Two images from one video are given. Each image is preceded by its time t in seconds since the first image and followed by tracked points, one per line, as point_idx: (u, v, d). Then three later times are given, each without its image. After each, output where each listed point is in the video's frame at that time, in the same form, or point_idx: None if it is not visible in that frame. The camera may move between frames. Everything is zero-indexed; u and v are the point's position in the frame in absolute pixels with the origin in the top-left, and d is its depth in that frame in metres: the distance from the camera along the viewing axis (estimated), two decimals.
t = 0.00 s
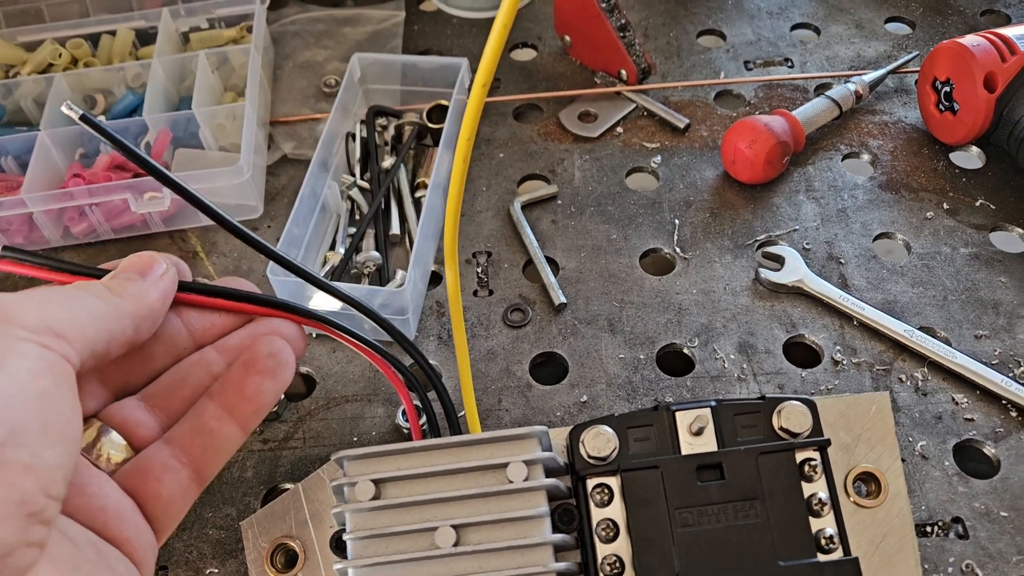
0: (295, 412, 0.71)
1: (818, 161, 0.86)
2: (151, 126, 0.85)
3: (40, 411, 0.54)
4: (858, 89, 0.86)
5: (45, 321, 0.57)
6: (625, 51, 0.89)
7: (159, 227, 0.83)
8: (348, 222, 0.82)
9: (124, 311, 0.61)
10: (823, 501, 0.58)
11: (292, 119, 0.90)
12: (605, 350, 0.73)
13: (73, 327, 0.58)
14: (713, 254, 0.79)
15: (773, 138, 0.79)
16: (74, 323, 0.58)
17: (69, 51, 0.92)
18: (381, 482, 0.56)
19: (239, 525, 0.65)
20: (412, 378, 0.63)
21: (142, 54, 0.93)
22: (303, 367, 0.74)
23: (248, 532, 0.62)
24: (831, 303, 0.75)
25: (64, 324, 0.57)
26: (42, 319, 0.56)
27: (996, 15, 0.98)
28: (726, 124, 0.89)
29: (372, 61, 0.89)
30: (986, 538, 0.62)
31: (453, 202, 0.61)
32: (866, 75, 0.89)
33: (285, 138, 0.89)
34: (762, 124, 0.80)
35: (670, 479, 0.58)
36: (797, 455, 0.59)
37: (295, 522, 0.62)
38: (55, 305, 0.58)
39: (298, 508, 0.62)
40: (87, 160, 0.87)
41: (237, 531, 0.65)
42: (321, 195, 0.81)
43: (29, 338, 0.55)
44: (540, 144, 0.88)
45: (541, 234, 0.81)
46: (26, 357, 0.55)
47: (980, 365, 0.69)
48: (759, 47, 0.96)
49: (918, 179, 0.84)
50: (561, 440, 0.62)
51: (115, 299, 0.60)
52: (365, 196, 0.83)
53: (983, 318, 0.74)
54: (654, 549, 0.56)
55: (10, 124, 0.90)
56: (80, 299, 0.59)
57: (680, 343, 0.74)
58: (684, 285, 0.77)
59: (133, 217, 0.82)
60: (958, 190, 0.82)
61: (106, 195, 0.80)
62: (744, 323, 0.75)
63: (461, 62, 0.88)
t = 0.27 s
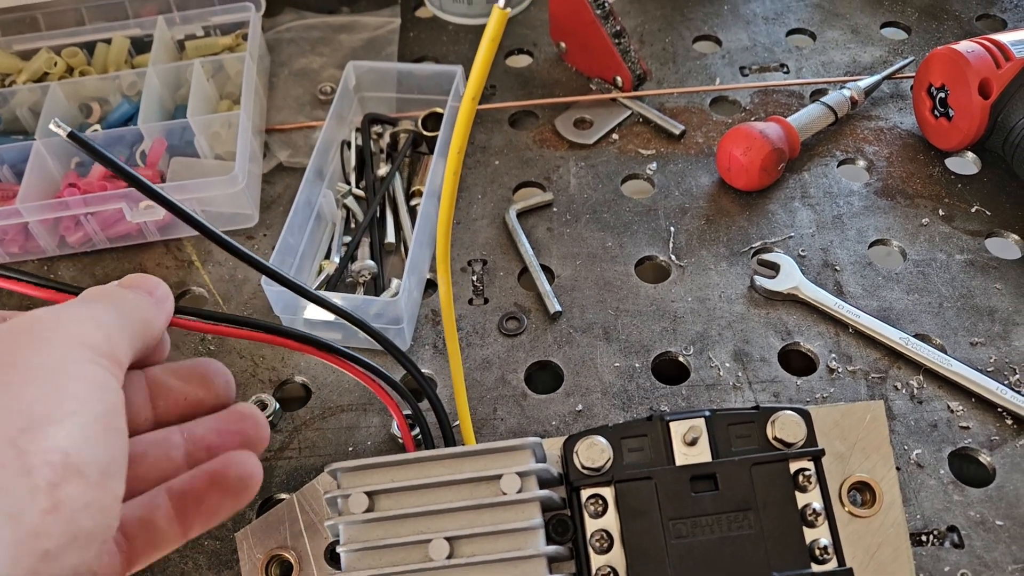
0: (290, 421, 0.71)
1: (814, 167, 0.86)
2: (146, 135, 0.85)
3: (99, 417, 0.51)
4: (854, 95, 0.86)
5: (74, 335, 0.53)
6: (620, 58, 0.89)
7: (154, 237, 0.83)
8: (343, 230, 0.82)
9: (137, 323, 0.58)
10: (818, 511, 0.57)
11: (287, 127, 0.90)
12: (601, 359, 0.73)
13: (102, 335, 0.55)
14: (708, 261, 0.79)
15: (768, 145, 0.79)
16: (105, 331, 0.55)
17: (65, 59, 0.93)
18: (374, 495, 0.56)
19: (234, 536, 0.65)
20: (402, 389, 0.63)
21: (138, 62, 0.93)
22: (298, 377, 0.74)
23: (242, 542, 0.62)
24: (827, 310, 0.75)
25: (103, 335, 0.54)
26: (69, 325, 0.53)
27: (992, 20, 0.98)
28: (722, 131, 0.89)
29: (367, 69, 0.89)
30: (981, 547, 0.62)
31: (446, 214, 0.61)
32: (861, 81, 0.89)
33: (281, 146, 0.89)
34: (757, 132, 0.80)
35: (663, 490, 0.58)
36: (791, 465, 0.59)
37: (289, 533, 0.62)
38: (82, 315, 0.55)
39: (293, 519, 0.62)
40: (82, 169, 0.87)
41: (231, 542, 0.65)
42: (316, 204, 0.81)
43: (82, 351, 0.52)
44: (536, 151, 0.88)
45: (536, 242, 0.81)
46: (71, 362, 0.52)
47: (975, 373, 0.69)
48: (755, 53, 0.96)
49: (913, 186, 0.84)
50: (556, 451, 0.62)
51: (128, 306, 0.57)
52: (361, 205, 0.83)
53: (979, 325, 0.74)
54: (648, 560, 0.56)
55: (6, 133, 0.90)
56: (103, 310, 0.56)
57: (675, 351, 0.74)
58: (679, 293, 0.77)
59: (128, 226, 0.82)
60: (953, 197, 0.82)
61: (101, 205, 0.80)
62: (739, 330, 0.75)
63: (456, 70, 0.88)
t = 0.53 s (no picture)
0: (289, 429, 0.71)
1: (813, 171, 0.85)
2: (143, 141, 0.85)
3: (160, 414, 0.46)
4: (853, 99, 0.86)
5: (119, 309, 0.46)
6: (619, 62, 0.88)
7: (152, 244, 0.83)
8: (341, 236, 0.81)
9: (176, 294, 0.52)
10: (819, 520, 0.57)
11: (285, 132, 0.90)
12: (600, 365, 0.73)
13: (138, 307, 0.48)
14: (708, 266, 0.79)
15: (768, 149, 0.79)
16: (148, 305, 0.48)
17: (62, 65, 0.93)
18: (373, 505, 0.56)
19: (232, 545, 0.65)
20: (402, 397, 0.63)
21: (135, 67, 0.93)
22: (296, 385, 0.74)
23: (240, 553, 0.62)
24: (827, 316, 0.74)
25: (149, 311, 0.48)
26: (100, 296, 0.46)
27: (991, 22, 0.97)
28: (721, 135, 0.88)
29: (365, 74, 0.89)
30: (984, 554, 0.62)
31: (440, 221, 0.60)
32: (861, 84, 0.88)
33: (279, 152, 0.89)
34: (756, 136, 0.79)
35: (664, 499, 0.58)
36: (791, 474, 0.59)
37: (288, 543, 0.62)
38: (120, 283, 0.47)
39: (291, 529, 0.62)
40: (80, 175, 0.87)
41: (230, 551, 0.65)
42: (314, 211, 0.80)
43: (120, 331, 0.46)
44: (535, 156, 0.88)
45: (535, 248, 0.81)
46: (118, 338, 0.45)
47: (976, 378, 0.69)
48: (754, 56, 0.95)
49: (914, 189, 0.83)
50: (555, 459, 0.62)
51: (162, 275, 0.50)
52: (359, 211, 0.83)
53: (980, 330, 0.73)
54: (648, 570, 0.56)
55: (3, 140, 0.90)
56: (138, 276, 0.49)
57: (675, 357, 0.74)
58: (679, 298, 0.77)
59: (125, 233, 0.82)
60: (954, 201, 0.82)
61: (98, 212, 0.80)
62: (739, 336, 0.75)
63: (455, 75, 0.87)
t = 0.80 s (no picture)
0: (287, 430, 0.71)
1: (811, 170, 0.85)
2: (140, 142, 0.85)
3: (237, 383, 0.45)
4: (851, 97, 0.86)
5: (160, 271, 0.45)
6: (616, 61, 0.88)
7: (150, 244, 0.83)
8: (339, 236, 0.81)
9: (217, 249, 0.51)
10: (818, 518, 0.57)
11: (283, 132, 0.90)
12: (598, 365, 0.73)
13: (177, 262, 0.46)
14: (706, 265, 0.79)
15: (765, 148, 0.79)
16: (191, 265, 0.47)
17: (58, 66, 0.92)
18: (372, 505, 0.56)
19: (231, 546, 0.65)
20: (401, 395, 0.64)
21: (132, 68, 0.92)
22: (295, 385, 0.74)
23: (239, 553, 0.61)
24: (825, 314, 0.74)
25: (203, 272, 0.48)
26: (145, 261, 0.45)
27: (989, 20, 0.97)
28: (719, 133, 0.88)
29: (362, 74, 0.88)
30: (983, 552, 0.62)
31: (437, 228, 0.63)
32: (859, 82, 0.88)
33: (276, 152, 0.88)
34: (753, 134, 0.79)
35: (663, 498, 0.57)
36: (790, 473, 0.59)
37: (286, 544, 0.61)
38: (158, 248, 0.46)
39: (290, 530, 0.62)
40: (77, 176, 0.87)
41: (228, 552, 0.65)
42: (312, 211, 0.80)
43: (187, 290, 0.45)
44: (533, 155, 0.88)
45: (533, 247, 0.81)
46: (165, 289, 0.44)
47: (975, 376, 0.69)
48: (752, 55, 0.95)
49: (912, 188, 0.83)
50: (553, 459, 0.62)
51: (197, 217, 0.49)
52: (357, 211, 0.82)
53: (978, 328, 0.73)
54: (647, 569, 0.56)
55: None
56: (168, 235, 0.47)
57: (673, 356, 0.73)
58: (677, 298, 0.77)
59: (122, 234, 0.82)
60: (952, 199, 0.82)
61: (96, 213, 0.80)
62: (737, 335, 0.74)
63: (452, 74, 0.87)
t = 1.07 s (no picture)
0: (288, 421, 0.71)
1: (809, 160, 0.86)
2: (138, 136, 0.85)
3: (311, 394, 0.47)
4: (848, 87, 0.86)
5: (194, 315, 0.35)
6: (614, 53, 0.89)
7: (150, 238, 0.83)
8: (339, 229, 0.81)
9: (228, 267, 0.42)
10: (817, 503, 0.57)
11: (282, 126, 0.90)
12: (598, 354, 0.73)
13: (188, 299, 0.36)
14: (704, 255, 0.79)
15: (763, 138, 0.80)
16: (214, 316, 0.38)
17: (57, 61, 0.92)
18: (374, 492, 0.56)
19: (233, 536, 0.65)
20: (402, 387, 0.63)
21: (131, 63, 0.93)
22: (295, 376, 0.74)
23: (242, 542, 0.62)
24: (823, 303, 0.75)
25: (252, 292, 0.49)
26: (239, 261, 0.44)
27: (985, 11, 0.98)
28: (716, 125, 0.89)
29: (360, 67, 0.89)
30: (980, 537, 0.62)
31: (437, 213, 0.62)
32: (855, 73, 0.89)
33: (275, 146, 0.89)
34: (751, 124, 0.80)
35: (663, 484, 0.58)
36: (788, 459, 0.59)
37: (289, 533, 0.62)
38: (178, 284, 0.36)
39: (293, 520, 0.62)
40: (76, 170, 0.87)
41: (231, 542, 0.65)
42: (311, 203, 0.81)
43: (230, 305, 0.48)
44: (531, 148, 0.88)
45: (532, 238, 0.81)
46: (267, 357, 0.36)
47: (972, 363, 0.69)
48: (749, 47, 0.96)
49: (909, 177, 0.84)
50: (553, 447, 0.62)
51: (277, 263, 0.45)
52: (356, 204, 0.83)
53: (975, 316, 0.74)
54: (648, 555, 0.56)
55: None
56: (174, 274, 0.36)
57: (672, 345, 0.74)
58: (676, 287, 0.77)
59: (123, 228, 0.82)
60: (948, 188, 0.82)
61: (95, 207, 0.80)
62: (736, 324, 0.75)
63: (450, 67, 0.88)
